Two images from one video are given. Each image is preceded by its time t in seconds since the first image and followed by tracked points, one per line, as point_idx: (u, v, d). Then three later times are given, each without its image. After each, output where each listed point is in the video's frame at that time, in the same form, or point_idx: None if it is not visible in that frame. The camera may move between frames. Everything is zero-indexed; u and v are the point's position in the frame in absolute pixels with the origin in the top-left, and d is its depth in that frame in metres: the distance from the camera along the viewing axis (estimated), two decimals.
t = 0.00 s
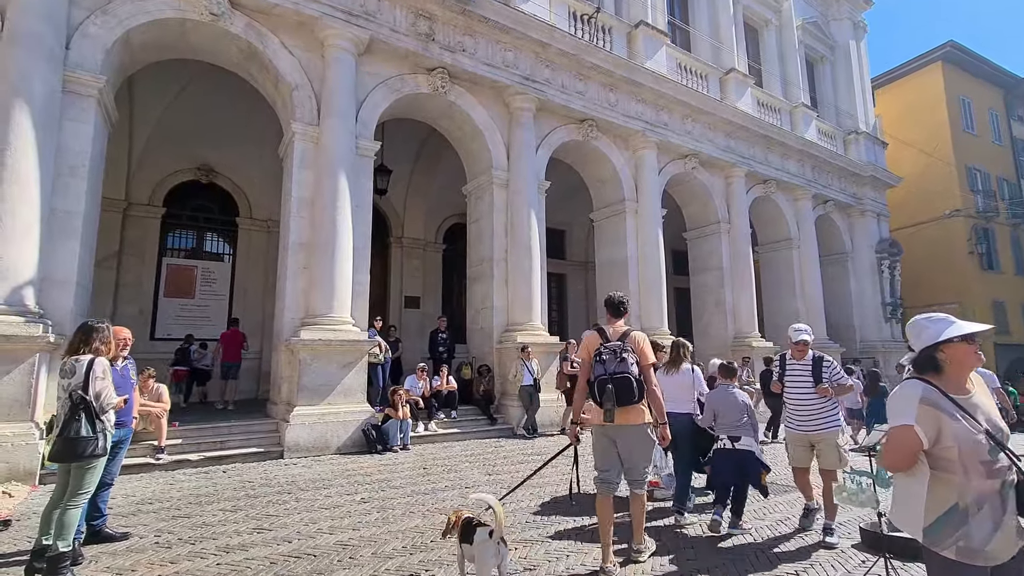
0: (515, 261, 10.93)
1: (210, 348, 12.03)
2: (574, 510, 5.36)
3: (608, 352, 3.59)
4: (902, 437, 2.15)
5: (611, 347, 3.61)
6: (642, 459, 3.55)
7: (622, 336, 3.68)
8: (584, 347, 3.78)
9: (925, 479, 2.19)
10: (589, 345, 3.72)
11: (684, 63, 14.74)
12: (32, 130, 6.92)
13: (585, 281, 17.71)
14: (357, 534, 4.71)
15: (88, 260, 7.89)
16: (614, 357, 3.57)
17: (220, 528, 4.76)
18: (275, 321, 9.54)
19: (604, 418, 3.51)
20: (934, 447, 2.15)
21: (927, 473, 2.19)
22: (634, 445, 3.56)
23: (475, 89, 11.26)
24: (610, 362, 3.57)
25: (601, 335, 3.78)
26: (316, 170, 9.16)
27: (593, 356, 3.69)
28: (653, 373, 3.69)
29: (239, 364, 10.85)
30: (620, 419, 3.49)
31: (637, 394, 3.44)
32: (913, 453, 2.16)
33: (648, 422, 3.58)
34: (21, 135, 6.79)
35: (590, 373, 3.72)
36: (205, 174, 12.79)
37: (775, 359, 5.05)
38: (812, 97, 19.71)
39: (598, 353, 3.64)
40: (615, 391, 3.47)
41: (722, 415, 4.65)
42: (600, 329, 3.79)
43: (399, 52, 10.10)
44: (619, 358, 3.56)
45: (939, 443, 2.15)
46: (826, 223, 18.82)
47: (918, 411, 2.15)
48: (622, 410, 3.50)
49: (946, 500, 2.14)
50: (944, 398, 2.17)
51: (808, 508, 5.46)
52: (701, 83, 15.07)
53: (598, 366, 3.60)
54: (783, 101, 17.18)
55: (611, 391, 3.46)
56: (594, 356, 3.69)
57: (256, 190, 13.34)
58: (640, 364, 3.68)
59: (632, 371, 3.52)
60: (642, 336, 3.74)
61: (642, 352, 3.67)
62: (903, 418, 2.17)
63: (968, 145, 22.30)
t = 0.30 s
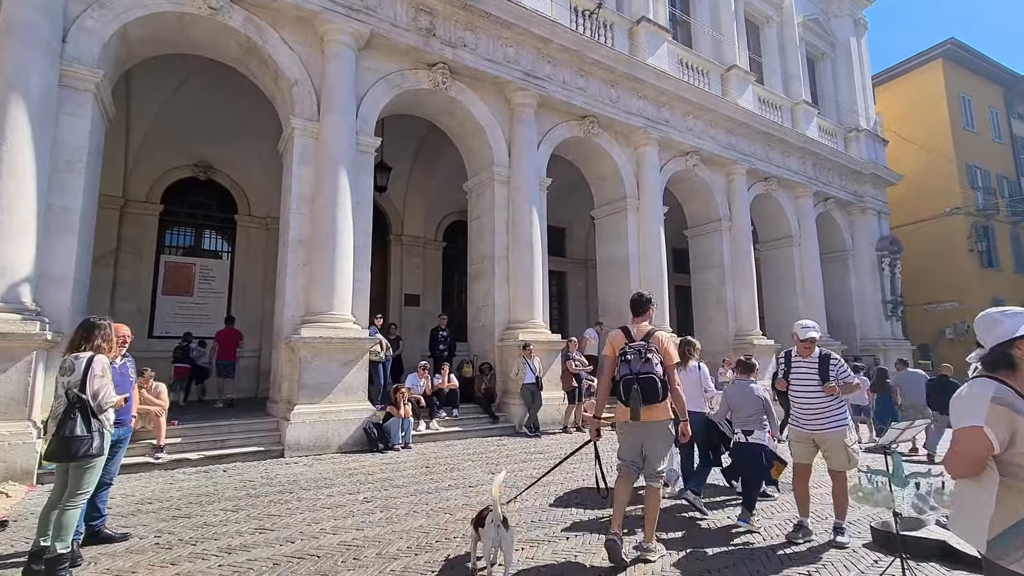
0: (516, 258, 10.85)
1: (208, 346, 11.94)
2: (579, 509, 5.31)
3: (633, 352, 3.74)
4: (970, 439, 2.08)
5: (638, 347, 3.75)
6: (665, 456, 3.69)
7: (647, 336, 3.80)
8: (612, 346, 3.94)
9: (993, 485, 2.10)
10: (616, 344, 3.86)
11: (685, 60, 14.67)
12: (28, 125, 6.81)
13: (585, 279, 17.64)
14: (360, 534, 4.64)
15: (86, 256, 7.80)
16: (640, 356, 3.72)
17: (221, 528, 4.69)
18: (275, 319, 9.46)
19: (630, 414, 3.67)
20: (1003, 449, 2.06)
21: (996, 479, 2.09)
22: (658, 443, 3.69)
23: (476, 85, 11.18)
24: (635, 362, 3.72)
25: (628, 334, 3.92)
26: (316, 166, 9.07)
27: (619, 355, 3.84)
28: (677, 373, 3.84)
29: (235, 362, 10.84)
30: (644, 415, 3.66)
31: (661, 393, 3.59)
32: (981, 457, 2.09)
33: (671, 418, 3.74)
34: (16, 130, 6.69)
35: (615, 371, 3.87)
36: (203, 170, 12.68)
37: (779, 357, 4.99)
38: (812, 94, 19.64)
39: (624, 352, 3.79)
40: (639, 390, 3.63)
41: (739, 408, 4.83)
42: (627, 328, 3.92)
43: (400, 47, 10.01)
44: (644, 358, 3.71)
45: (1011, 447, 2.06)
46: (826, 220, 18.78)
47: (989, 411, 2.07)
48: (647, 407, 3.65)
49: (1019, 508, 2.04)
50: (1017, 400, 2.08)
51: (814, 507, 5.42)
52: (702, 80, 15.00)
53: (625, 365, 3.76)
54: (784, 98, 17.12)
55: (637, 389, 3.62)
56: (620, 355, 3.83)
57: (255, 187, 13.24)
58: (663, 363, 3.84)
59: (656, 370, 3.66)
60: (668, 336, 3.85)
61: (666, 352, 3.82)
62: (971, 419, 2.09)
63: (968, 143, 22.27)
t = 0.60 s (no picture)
0: (519, 255, 10.73)
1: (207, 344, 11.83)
2: (583, 508, 5.21)
3: (651, 348, 3.83)
4: None
5: (655, 343, 3.85)
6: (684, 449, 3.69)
7: (666, 333, 3.88)
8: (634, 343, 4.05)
9: None
10: (636, 342, 3.99)
11: (688, 55, 14.56)
12: (24, 118, 6.68)
13: (587, 277, 17.54)
14: (364, 534, 4.53)
15: (83, 252, 7.68)
16: (657, 352, 3.80)
17: (222, 528, 4.58)
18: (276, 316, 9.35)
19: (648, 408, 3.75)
20: None
21: None
22: (678, 437, 3.72)
23: (479, 80, 11.06)
24: (653, 357, 3.80)
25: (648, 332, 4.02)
26: (317, 161, 8.95)
27: (638, 352, 3.94)
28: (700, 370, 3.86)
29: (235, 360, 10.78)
30: (661, 410, 3.70)
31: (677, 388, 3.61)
32: None
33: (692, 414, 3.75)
34: (13, 122, 6.56)
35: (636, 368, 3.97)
36: (202, 167, 12.55)
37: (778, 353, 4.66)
38: (815, 91, 19.53)
39: (642, 347, 3.91)
40: (655, 384, 3.67)
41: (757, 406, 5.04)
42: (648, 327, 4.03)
43: (402, 40, 9.88)
44: (661, 353, 3.78)
45: None
46: (830, 217, 18.67)
47: None
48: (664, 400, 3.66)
49: None
50: None
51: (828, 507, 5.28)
52: (706, 76, 14.88)
53: (642, 360, 3.84)
54: (788, 94, 17.01)
55: (653, 383, 3.67)
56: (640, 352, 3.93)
57: (254, 183, 13.11)
58: (685, 361, 3.88)
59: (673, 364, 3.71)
60: (689, 333, 3.89)
61: (688, 350, 3.86)
62: None
63: (972, 140, 22.16)
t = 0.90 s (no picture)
0: (522, 254, 10.61)
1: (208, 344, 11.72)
2: (592, 510, 5.14)
3: (672, 351, 3.85)
4: None
5: (675, 346, 3.88)
6: (702, 453, 3.66)
7: (687, 336, 3.89)
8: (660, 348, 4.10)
9: None
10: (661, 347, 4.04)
11: (692, 52, 14.42)
12: (21, 115, 6.56)
13: (590, 277, 17.42)
14: (367, 540, 4.41)
15: (80, 251, 7.56)
16: (677, 355, 3.82)
17: (220, 534, 4.46)
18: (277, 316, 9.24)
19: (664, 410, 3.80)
20: None
21: None
22: (695, 440, 3.71)
23: (481, 77, 10.93)
24: (672, 359, 3.82)
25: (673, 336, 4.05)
26: (318, 158, 8.83)
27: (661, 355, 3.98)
28: (723, 375, 3.80)
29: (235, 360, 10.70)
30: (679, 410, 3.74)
31: (690, 391, 3.61)
32: None
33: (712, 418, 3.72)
34: (8, 119, 6.43)
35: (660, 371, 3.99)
36: (202, 165, 12.43)
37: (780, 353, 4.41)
38: (819, 88, 19.38)
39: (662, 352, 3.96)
40: (671, 385, 3.69)
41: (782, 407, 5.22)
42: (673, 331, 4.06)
43: (403, 36, 9.75)
44: (680, 355, 3.79)
45: None
46: (834, 215, 18.54)
47: None
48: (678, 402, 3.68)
49: None
50: None
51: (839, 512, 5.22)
52: (710, 72, 14.75)
53: (663, 362, 3.87)
54: (792, 92, 16.87)
55: (666, 385, 3.71)
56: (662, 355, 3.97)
57: (255, 182, 12.99)
58: (708, 366, 3.85)
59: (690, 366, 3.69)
60: (713, 337, 3.86)
61: (710, 354, 3.83)
62: None
63: (977, 137, 22.01)
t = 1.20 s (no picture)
0: (524, 252, 10.51)
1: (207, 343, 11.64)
2: (599, 514, 5.09)
3: (693, 345, 4.07)
4: None
5: (698, 341, 4.09)
6: (727, 444, 3.89)
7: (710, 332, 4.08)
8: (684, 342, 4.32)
9: None
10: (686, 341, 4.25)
11: (695, 49, 14.32)
12: (17, 111, 6.46)
13: (591, 276, 17.33)
14: (368, 543, 4.33)
15: (78, 249, 7.47)
16: (698, 349, 4.03)
17: (218, 537, 4.38)
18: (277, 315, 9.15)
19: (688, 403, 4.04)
20: None
21: None
22: (720, 432, 3.94)
23: (483, 74, 10.83)
24: (693, 352, 4.03)
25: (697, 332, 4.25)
26: (318, 155, 8.73)
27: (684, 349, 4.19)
28: (744, 369, 3.94)
29: (235, 359, 10.65)
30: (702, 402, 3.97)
31: (710, 385, 3.81)
32: None
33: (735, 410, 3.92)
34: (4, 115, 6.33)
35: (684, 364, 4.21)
36: (202, 164, 12.32)
37: (789, 351, 4.31)
38: (822, 86, 19.26)
39: (686, 348, 4.17)
40: (689, 378, 3.91)
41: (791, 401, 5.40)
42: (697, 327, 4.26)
43: (404, 32, 9.65)
44: (700, 348, 4.00)
45: None
46: (837, 213, 18.43)
47: None
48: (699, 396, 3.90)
49: None
50: None
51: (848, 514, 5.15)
52: (713, 70, 14.66)
53: (684, 355, 4.09)
54: (795, 89, 16.75)
55: (686, 378, 3.94)
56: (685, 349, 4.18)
57: (254, 180, 12.90)
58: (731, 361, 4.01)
59: (709, 359, 3.90)
60: (734, 333, 4.03)
61: (732, 349, 3.98)
62: None
63: (980, 135, 21.91)
